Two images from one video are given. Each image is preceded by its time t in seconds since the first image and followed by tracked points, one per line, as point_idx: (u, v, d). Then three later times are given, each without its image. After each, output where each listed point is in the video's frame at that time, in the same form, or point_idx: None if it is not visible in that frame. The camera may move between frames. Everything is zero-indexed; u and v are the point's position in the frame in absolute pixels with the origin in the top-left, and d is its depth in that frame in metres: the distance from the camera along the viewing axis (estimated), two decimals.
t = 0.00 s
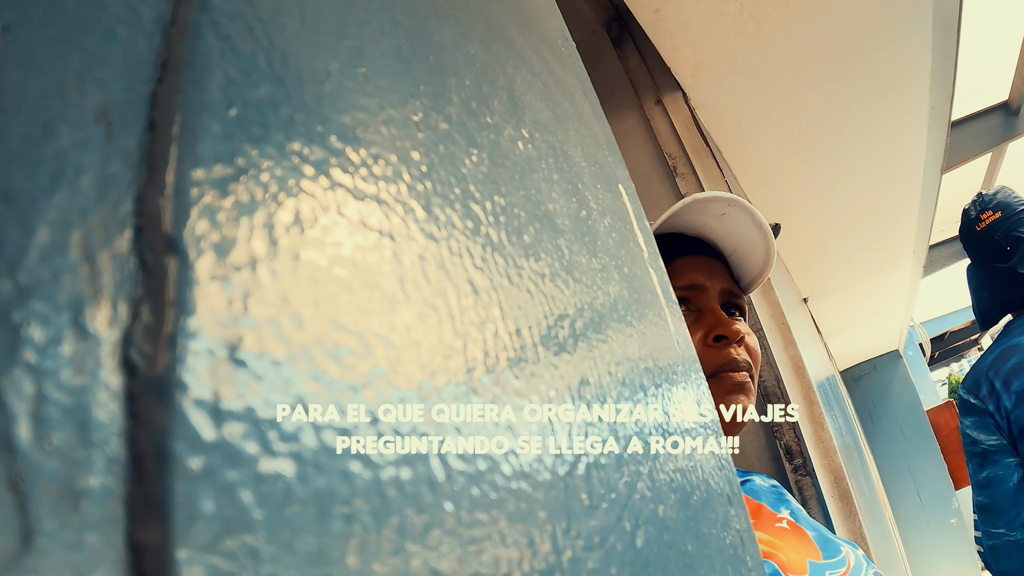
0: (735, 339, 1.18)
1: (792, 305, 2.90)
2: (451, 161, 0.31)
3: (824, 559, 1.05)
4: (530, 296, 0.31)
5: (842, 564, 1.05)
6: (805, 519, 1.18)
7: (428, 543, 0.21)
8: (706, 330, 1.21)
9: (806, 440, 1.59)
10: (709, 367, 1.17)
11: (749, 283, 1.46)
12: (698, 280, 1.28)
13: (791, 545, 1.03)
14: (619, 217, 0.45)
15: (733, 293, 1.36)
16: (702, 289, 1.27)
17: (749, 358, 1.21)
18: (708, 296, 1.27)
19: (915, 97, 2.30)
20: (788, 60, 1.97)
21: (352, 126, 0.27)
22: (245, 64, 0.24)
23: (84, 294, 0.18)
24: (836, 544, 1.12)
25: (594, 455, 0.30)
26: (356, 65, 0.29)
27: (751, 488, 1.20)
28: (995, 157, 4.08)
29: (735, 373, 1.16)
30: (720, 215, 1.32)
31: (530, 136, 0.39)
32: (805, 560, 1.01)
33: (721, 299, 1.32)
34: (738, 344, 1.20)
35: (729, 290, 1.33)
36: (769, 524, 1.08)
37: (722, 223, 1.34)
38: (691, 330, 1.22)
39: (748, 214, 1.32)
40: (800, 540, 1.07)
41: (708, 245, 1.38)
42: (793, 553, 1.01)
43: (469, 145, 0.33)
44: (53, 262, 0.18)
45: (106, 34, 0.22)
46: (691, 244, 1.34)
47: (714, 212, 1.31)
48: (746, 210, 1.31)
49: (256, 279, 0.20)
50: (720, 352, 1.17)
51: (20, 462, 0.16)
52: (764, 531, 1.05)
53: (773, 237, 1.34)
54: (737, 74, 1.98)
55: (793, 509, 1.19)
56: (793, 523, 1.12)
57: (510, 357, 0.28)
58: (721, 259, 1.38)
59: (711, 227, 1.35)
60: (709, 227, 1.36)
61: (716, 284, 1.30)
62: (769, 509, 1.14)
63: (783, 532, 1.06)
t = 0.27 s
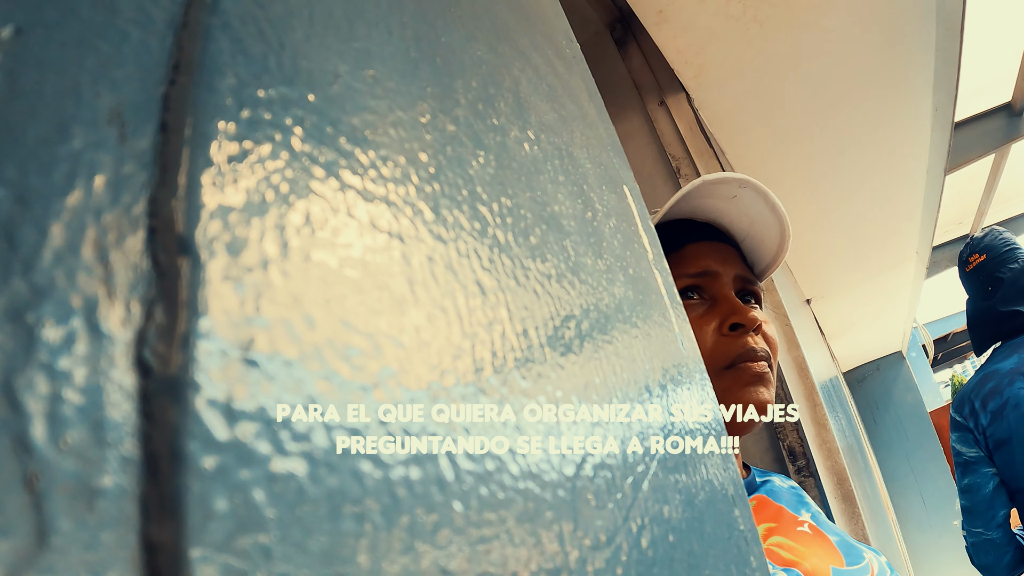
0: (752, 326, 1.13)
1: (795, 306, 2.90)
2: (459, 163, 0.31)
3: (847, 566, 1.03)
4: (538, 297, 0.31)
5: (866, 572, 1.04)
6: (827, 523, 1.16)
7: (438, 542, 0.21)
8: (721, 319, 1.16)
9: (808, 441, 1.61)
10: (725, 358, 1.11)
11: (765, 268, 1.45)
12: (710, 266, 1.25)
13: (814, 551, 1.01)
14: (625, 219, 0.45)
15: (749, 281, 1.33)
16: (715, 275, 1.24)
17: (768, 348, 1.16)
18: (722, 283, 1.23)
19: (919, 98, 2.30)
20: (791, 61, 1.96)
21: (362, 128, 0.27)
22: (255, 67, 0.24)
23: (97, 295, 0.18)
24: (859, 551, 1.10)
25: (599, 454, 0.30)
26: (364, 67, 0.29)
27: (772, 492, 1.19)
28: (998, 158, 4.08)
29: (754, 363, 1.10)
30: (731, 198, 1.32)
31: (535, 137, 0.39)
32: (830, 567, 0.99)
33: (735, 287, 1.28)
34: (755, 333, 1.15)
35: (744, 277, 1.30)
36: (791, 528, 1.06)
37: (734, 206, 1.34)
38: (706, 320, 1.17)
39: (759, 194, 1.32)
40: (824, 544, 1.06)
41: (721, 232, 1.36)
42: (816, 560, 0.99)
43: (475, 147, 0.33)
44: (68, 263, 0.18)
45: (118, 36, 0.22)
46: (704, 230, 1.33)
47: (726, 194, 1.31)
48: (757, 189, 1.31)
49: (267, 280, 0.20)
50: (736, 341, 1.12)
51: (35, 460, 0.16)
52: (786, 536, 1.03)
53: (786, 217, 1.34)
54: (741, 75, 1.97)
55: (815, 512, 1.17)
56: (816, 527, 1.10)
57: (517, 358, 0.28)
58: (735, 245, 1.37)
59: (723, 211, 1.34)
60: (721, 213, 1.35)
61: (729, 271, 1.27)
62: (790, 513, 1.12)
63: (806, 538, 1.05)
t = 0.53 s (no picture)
0: (768, 317, 1.13)
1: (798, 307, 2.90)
2: (459, 165, 0.31)
3: (861, 557, 1.05)
4: (537, 297, 0.32)
5: (880, 561, 1.06)
6: (840, 512, 1.19)
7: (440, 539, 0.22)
8: (738, 309, 1.16)
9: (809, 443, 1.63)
10: (742, 347, 1.11)
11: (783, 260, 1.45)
12: (729, 256, 1.25)
13: (827, 542, 1.05)
14: (626, 220, 0.45)
15: (767, 271, 1.33)
16: (733, 265, 1.24)
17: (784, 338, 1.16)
18: (740, 273, 1.24)
19: (921, 99, 2.30)
20: (792, 62, 1.96)
21: (364, 130, 0.27)
22: (259, 70, 0.25)
23: (103, 294, 0.18)
24: (872, 540, 1.12)
25: (599, 453, 0.30)
26: (366, 70, 0.30)
27: (785, 484, 1.21)
28: (1000, 159, 4.08)
29: (770, 354, 1.10)
30: (749, 188, 1.32)
31: (536, 139, 0.39)
32: (843, 558, 1.03)
33: (754, 278, 1.28)
34: (771, 323, 1.15)
35: (762, 268, 1.30)
36: (804, 519, 1.10)
37: (752, 197, 1.34)
38: (722, 309, 1.17)
39: (777, 186, 1.32)
40: (836, 535, 1.09)
41: (740, 223, 1.37)
42: (828, 551, 1.03)
43: (476, 149, 0.33)
44: (75, 262, 0.18)
45: (123, 40, 0.22)
46: (722, 221, 1.34)
47: (746, 185, 1.31)
48: (776, 180, 1.31)
49: (270, 280, 0.21)
50: (753, 330, 1.12)
51: (43, 456, 0.16)
52: (799, 527, 1.07)
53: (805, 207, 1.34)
54: (743, 76, 1.97)
55: (827, 503, 1.19)
56: (828, 517, 1.13)
57: (517, 357, 0.28)
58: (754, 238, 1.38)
59: (742, 203, 1.35)
60: (739, 205, 1.36)
61: (747, 261, 1.27)
62: (802, 505, 1.15)
63: (817, 528, 1.08)
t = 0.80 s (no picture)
0: (779, 311, 1.13)
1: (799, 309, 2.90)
2: (452, 162, 0.31)
3: (867, 552, 1.05)
4: (531, 297, 0.31)
5: (886, 556, 1.05)
6: (849, 507, 1.19)
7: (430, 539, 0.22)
8: (749, 303, 1.15)
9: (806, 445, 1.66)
10: (752, 340, 1.12)
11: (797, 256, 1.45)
12: (741, 252, 1.25)
13: (833, 538, 1.06)
14: (623, 219, 0.44)
15: (778, 267, 1.33)
16: (745, 260, 1.24)
17: (795, 333, 1.16)
18: (751, 268, 1.23)
19: (923, 101, 2.29)
20: (792, 64, 1.96)
21: (354, 128, 0.27)
22: (248, 67, 0.25)
23: (87, 289, 0.18)
24: (879, 534, 1.11)
25: (591, 453, 0.30)
26: (358, 67, 0.29)
27: (794, 478, 1.22)
28: (1002, 160, 4.07)
29: (780, 347, 1.11)
30: (761, 185, 1.32)
31: (531, 136, 0.39)
32: (848, 553, 1.03)
33: (766, 273, 1.28)
34: (782, 318, 1.15)
35: (773, 263, 1.30)
36: (811, 515, 1.10)
37: (765, 194, 1.34)
38: (734, 303, 1.16)
39: (790, 182, 1.31)
40: (843, 530, 1.09)
41: (752, 220, 1.37)
42: (834, 546, 1.04)
43: (470, 146, 0.33)
44: (57, 257, 0.18)
45: (109, 35, 0.22)
46: (734, 217, 1.33)
47: (757, 182, 1.31)
48: (788, 178, 1.30)
49: (256, 276, 0.21)
50: (764, 324, 1.12)
51: (22, 451, 0.16)
52: (807, 522, 1.08)
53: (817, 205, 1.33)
54: (744, 77, 1.97)
55: (835, 497, 1.20)
56: (835, 513, 1.14)
57: (508, 356, 0.28)
58: (766, 234, 1.38)
59: (753, 199, 1.34)
60: (750, 201, 1.35)
61: (759, 257, 1.27)
62: (810, 500, 1.16)
63: (824, 524, 1.09)
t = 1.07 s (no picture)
0: (781, 321, 1.14)
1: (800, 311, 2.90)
2: (452, 164, 0.31)
3: (868, 556, 1.05)
4: (530, 299, 0.32)
5: (887, 560, 1.05)
6: (851, 511, 1.19)
7: (430, 538, 0.22)
8: (750, 312, 1.16)
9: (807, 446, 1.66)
10: (754, 350, 1.12)
11: (799, 264, 1.45)
12: (743, 261, 1.25)
13: (835, 542, 1.06)
14: (623, 222, 0.44)
15: (780, 275, 1.33)
16: (746, 270, 1.25)
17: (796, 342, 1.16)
18: (753, 277, 1.24)
19: (924, 104, 2.29)
20: (793, 66, 1.97)
21: (354, 131, 0.27)
22: (248, 70, 0.25)
23: (90, 291, 0.18)
24: (880, 538, 1.11)
25: (590, 453, 0.30)
26: (358, 70, 0.30)
27: (796, 482, 1.22)
28: (1004, 162, 4.07)
29: (781, 356, 1.11)
30: (763, 194, 1.32)
31: (530, 138, 0.39)
32: (850, 558, 1.03)
33: (768, 282, 1.29)
34: (784, 327, 1.15)
35: (775, 271, 1.30)
36: (814, 520, 1.10)
37: (766, 203, 1.34)
38: (736, 313, 1.16)
39: (790, 191, 1.32)
40: (844, 534, 1.09)
41: (753, 227, 1.37)
42: (836, 551, 1.04)
43: (469, 149, 0.33)
44: (61, 259, 0.18)
45: (111, 39, 0.22)
46: (736, 226, 1.34)
47: (758, 191, 1.31)
48: (789, 187, 1.31)
49: (258, 278, 0.21)
50: (766, 334, 1.13)
51: (27, 449, 0.16)
52: (809, 527, 1.08)
53: (818, 213, 1.34)
54: (745, 80, 1.98)
55: (837, 501, 1.20)
56: (837, 517, 1.14)
57: (507, 357, 0.29)
58: (768, 242, 1.38)
59: (754, 207, 1.35)
60: (752, 210, 1.36)
61: (761, 266, 1.28)
62: (813, 504, 1.16)
63: (826, 528, 1.09)
